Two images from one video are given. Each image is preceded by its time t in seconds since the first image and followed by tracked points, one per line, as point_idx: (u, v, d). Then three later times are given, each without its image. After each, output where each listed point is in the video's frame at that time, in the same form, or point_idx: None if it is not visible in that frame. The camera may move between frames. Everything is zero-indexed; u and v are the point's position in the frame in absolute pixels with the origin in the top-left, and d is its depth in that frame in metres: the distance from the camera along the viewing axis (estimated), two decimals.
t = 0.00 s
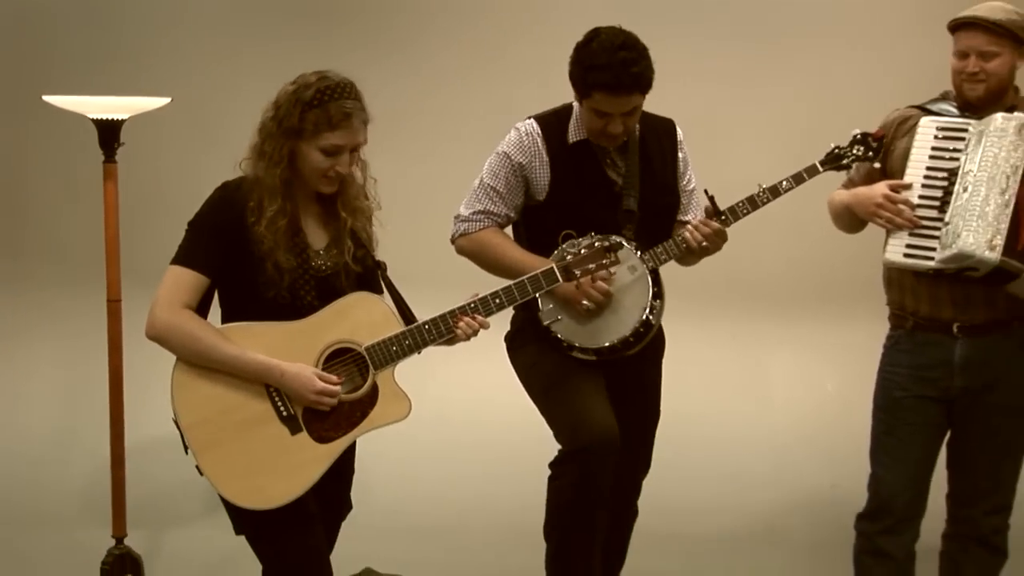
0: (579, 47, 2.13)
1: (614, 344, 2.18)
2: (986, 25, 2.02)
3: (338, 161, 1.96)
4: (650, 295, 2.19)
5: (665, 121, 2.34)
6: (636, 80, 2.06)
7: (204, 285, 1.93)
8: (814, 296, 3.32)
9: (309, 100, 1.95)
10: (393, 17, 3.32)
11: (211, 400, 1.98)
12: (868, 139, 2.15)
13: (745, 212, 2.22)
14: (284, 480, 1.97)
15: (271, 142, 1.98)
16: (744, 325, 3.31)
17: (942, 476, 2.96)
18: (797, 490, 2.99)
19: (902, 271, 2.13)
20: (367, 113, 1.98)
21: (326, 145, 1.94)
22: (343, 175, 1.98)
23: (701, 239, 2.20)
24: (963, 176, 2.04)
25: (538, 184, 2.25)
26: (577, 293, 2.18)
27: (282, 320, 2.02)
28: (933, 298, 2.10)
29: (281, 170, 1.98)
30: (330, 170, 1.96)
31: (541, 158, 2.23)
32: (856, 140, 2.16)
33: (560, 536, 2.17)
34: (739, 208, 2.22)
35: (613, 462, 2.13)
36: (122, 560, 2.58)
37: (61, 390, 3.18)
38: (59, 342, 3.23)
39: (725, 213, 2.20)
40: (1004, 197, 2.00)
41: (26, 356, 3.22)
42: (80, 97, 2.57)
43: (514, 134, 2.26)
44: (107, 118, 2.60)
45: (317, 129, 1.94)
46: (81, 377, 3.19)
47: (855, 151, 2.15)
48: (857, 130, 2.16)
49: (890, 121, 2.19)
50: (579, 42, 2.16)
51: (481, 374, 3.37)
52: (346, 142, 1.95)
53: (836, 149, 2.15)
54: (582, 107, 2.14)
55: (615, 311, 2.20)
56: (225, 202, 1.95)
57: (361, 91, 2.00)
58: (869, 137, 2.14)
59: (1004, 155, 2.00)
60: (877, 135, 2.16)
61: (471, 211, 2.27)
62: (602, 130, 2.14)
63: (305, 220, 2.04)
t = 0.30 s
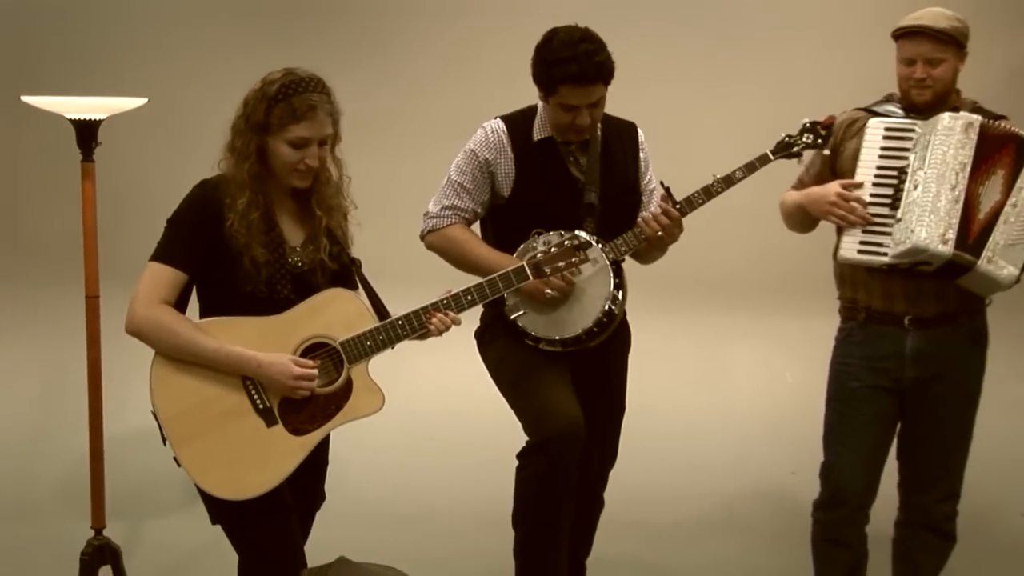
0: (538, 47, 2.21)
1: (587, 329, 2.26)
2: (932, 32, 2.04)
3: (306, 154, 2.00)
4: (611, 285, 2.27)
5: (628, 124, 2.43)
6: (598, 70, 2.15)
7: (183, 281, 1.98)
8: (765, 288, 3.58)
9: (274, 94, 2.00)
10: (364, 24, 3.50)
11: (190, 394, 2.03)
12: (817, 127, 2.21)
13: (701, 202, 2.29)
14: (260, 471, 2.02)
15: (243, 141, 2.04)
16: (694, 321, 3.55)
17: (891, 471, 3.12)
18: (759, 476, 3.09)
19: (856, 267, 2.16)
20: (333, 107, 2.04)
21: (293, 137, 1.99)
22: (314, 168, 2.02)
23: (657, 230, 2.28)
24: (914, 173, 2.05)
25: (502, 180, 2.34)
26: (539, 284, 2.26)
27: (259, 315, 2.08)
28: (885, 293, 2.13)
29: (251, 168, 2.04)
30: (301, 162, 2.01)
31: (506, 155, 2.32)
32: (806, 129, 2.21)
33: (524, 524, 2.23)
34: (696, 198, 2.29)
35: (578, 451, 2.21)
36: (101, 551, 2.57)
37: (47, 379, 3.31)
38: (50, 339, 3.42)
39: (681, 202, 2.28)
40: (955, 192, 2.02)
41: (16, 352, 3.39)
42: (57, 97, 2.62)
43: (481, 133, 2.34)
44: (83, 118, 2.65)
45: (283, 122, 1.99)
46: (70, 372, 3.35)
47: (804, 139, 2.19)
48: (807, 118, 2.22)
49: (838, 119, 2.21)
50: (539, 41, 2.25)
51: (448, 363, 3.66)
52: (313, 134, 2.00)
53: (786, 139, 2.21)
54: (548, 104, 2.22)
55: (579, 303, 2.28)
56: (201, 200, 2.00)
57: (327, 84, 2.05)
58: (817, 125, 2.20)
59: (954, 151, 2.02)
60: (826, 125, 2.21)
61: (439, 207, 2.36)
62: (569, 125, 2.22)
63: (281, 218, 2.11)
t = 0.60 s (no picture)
0: (510, 51, 2.29)
1: (553, 328, 2.33)
2: (870, 36, 2.13)
3: (278, 156, 2.08)
4: (579, 284, 2.35)
5: (596, 126, 2.52)
6: (574, 70, 2.23)
7: (157, 279, 2.04)
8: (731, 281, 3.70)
9: (248, 98, 2.07)
10: (337, 22, 3.53)
11: (164, 387, 2.10)
12: (779, 132, 2.25)
13: (666, 204, 2.36)
14: (235, 463, 2.07)
15: (218, 143, 2.11)
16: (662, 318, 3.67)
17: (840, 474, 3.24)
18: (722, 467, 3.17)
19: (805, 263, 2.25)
20: (306, 112, 2.11)
21: (266, 140, 2.06)
22: (286, 170, 2.10)
23: (628, 231, 2.34)
24: (857, 172, 2.15)
25: (474, 179, 2.41)
26: (508, 281, 2.33)
27: (233, 311, 2.15)
28: (834, 287, 2.22)
29: (225, 169, 2.11)
30: (273, 164, 2.08)
31: (477, 156, 2.39)
32: (767, 134, 2.26)
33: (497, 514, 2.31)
34: (661, 200, 2.35)
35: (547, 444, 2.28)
36: (81, 542, 2.63)
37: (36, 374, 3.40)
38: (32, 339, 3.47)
39: (647, 205, 2.34)
40: (901, 187, 2.11)
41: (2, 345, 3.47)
42: (35, 98, 2.68)
43: (453, 134, 2.41)
44: (62, 119, 2.72)
45: (257, 125, 2.06)
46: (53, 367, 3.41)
47: (766, 145, 2.25)
48: (770, 123, 2.26)
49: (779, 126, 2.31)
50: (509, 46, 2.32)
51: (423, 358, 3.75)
52: (285, 138, 2.07)
53: (749, 144, 2.26)
54: (525, 106, 2.29)
55: (546, 298, 2.35)
56: (178, 200, 2.07)
57: (300, 90, 2.12)
58: (779, 130, 2.25)
59: (896, 149, 2.11)
60: (787, 130, 2.26)
61: (413, 206, 2.43)
62: (547, 124, 2.29)
63: (255, 216, 2.18)
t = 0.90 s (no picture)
0: (488, 51, 2.36)
1: (524, 323, 2.40)
2: (809, 38, 2.27)
3: (253, 157, 2.15)
4: (549, 280, 2.41)
5: (570, 126, 2.60)
6: (551, 69, 2.31)
7: (135, 276, 2.10)
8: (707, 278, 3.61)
9: (221, 100, 2.14)
10: (316, 23, 3.60)
11: (143, 381, 2.16)
12: (745, 136, 2.28)
13: (634, 204, 2.43)
14: (211, 457, 2.13)
15: (192, 145, 2.17)
16: (637, 310, 3.60)
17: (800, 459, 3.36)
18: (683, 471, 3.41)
19: (757, 258, 2.36)
20: (277, 113, 2.18)
21: (240, 142, 2.13)
22: (260, 171, 2.17)
23: (596, 232, 2.42)
24: (807, 165, 2.25)
25: (450, 177, 2.48)
26: (478, 279, 2.39)
27: (209, 307, 2.22)
28: (786, 280, 2.33)
29: (200, 171, 2.17)
30: (248, 165, 2.15)
31: (453, 155, 2.46)
32: (734, 136, 2.28)
33: (468, 503, 2.39)
34: (630, 201, 2.43)
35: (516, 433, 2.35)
36: (64, 535, 2.70)
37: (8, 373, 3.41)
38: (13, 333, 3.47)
39: (615, 204, 2.42)
40: (851, 178, 2.20)
41: None
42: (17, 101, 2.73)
43: (430, 132, 2.48)
44: (44, 121, 2.78)
45: (230, 127, 2.13)
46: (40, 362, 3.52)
47: (732, 147, 2.28)
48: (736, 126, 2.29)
49: (722, 129, 2.41)
50: (487, 45, 2.39)
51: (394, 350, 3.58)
52: (258, 139, 2.14)
53: (715, 147, 2.30)
54: (503, 105, 2.37)
55: (515, 294, 2.41)
56: (154, 201, 2.13)
57: (271, 91, 2.19)
58: (746, 134, 2.27)
59: (843, 142, 2.21)
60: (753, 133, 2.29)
61: (389, 201, 2.49)
62: (525, 122, 2.37)
63: (230, 216, 2.25)
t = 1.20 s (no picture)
0: (475, 50, 2.39)
1: (505, 319, 2.44)
2: (766, 40, 2.41)
3: (235, 156, 2.22)
4: (529, 279, 2.46)
5: (551, 129, 2.65)
6: (537, 68, 2.35)
7: (120, 276, 2.18)
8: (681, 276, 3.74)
9: (205, 101, 2.21)
10: (302, 26, 3.68)
11: (128, 378, 2.24)
12: (722, 140, 2.37)
13: (613, 205, 2.47)
14: (193, 452, 2.21)
15: (177, 145, 2.25)
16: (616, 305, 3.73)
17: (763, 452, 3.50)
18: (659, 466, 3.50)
19: (721, 255, 2.46)
20: (259, 112, 2.25)
21: (223, 141, 2.20)
22: (242, 169, 2.25)
23: (577, 232, 2.48)
24: (768, 165, 2.34)
25: (434, 177, 2.52)
26: (460, 277, 2.44)
27: (194, 304, 2.31)
28: (750, 277, 2.42)
29: (185, 170, 2.25)
30: (230, 163, 2.22)
31: (437, 155, 2.50)
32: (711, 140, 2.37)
33: (451, 497, 2.39)
34: (609, 202, 2.48)
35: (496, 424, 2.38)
36: (55, 526, 2.78)
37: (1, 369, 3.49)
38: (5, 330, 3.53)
39: (595, 206, 2.48)
40: (812, 176, 2.29)
41: None
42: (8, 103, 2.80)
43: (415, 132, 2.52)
44: (35, 122, 2.86)
45: (214, 127, 2.20)
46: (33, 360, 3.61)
47: (709, 150, 2.37)
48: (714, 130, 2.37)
49: (682, 132, 2.52)
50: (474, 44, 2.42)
51: (381, 348, 3.63)
52: (240, 138, 2.21)
53: (692, 149, 2.39)
54: (489, 103, 2.40)
55: (495, 292, 2.45)
56: (140, 200, 2.21)
57: (253, 92, 2.26)
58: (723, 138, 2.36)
59: (803, 142, 2.30)
60: (731, 137, 2.37)
61: (374, 200, 2.53)
62: (510, 120, 2.41)
63: (214, 215, 2.33)
